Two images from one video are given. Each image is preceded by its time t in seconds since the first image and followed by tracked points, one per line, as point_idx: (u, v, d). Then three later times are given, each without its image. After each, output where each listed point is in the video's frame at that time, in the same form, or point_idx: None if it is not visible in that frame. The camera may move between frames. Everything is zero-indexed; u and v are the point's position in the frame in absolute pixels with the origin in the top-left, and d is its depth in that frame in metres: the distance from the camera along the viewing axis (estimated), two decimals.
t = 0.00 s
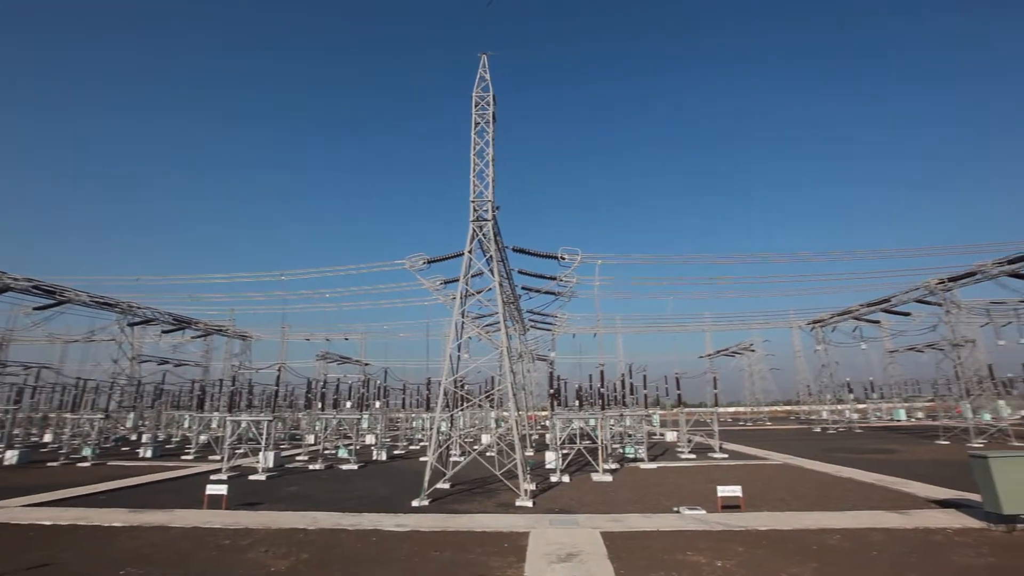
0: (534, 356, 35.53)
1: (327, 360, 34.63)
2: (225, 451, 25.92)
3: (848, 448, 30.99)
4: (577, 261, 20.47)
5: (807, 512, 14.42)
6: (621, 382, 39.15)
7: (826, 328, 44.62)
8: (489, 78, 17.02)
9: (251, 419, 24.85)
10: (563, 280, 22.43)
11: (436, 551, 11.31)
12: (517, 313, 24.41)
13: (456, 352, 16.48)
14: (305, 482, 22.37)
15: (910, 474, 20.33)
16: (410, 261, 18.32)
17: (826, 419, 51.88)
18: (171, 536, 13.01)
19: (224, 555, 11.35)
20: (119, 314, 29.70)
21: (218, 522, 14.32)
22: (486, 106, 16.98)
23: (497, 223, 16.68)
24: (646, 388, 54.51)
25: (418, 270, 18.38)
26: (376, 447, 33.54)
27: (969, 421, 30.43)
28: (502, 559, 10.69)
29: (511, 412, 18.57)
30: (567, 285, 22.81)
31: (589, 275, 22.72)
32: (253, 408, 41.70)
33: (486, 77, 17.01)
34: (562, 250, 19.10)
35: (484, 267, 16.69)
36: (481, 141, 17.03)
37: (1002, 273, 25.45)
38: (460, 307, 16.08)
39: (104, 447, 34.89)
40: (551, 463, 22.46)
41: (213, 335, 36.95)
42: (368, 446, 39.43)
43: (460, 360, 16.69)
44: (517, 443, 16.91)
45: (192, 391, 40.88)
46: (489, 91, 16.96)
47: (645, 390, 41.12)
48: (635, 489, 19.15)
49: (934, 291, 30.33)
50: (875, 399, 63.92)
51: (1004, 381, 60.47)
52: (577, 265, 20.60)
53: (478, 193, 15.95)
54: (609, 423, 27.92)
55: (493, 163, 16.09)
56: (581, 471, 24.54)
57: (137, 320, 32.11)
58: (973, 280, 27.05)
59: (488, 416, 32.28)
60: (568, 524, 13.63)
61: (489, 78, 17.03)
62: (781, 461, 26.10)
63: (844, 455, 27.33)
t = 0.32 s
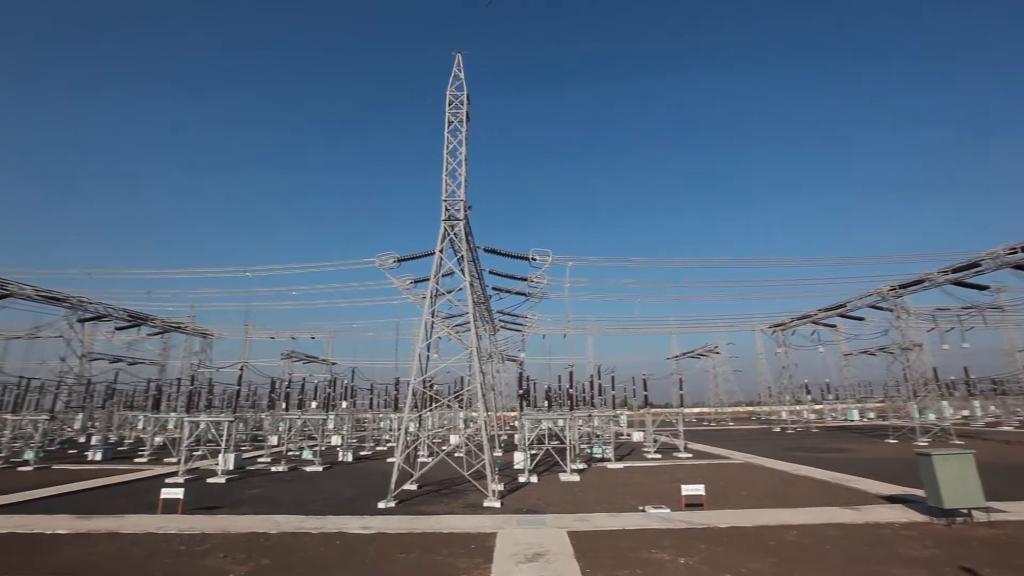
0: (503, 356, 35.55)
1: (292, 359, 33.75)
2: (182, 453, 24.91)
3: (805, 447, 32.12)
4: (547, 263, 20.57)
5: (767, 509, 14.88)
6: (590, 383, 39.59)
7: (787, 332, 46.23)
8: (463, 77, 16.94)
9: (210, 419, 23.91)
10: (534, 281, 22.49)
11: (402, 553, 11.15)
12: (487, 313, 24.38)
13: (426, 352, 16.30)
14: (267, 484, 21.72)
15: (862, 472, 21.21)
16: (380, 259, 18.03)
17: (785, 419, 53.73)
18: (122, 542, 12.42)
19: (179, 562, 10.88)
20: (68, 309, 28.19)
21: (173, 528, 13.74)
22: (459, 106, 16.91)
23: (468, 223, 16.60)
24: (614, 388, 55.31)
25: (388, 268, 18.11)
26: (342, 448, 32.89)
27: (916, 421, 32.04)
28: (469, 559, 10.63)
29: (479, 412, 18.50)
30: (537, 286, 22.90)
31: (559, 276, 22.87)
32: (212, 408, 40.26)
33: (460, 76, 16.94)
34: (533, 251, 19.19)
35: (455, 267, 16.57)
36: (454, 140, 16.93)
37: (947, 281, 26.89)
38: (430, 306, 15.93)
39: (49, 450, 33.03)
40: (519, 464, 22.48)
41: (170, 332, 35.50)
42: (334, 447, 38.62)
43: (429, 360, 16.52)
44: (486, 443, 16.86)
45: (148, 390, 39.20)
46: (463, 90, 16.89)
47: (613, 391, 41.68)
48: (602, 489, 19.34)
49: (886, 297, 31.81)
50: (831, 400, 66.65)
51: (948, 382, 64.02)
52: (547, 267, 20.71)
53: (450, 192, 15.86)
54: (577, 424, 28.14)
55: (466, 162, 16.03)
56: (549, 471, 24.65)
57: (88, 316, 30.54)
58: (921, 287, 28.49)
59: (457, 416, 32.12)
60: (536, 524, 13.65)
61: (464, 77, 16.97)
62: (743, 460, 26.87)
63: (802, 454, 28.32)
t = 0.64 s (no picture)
0: (474, 356, 35.38)
1: (257, 357, 32.78)
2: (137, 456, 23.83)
3: (767, 447, 33.14)
4: (520, 263, 20.60)
5: (729, 507, 15.29)
6: (560, 384, 39.84)
7: (751, 335, 47.64)
8: (438, 75, 16.81)
9: (168, 420, 22.97)
10: (506, 282, 22.49)
11: (368, 556, 10.97)
12: (459, 313, 24.26)
13: (396, 352, 16.07)
14: (228, 487, 21.03)
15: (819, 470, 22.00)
16: (350, 257, 17.72)
17: (748, 419, 55.32)
18: (70, 550, 11.80)
19: (133, 569, 10.41)
20: (13, 304, 26.62)
21: (126, 534, 13.12)
22: (433, 103, 16.76)
23: (441, 222, 16.47)
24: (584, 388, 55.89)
25: (358, 266, 17.80)
26: (308, 449, 32.16)
27: (869, 421, 33.44)
28: (437, 561, 10.54)
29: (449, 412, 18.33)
30: (509, 286, 22.90)
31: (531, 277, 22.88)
32: (170, 409, 38.73)
33: (435, 74, 16.80)
34: (506, 252, 19.19)
35: (427, 266, 16.41)
36: (428, 139, 16.77)
37: (899, 287, 28.21)
38: (401, 305, 15.74)
39: None
40: (489, 464, 22.45)
41: (126, 329, 33.97)
42: (299, 448, 37.73)
43: (398, 359, 16.32)
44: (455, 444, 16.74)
45: (100, 390, 37.44)
46: (438, 88, 16.75)
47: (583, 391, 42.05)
48: (571, 489, 19.48)
49: (844, 302, 33.14)
50: (791, 400, 69.05)
51: (899, 383, 67.20)
52: (520, 267, 20.73)
53: (424, 191, 15.70)
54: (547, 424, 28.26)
55: (439, 161, 15.91)
56: (518, 471, 24.69)
57: (35, 311, 28.89)
58: (876, 293, 29.80)
59: (427, 416, 31.86)
60: (505, 524, 13.64)
61: (439, 74, 16.83)
62: (708, 459, 27.55)
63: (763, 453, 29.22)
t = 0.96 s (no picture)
0: (443, 356, 35.08)
1: (216, 355, 31.61)
2: (85, 459, 22.60)
3: (728, 446, 34.12)
4: (490, 263, 20.55)
5: (692, 505, 15.63)
6: (529, 385, 39.95)
7: (715, 337, 48.90)
8: (412, 72, 16.61)
9: (119, 421, 21.88)
10: (476, 282, 22.39)
11: (331, 560, 10.72)
12: (428, 313, 24.01)
13: (363, 352, 15.76)
14: (184, 491, 20.19)
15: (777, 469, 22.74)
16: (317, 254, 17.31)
17: (712, 420, 56.79)
18: (7, 560, 11.08)
19: None
20: None
21: (70, 542, 12.40)
22: (406, 100, 16.54)
23: (412, 220, 16.26)
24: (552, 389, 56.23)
25: (325, 264, 17.41)
26: (269, 451, 31.23)
27: (825, 421, 34.79)
28: (401, 563, 10.40)
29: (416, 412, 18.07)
30: (479, 286, 22.82)
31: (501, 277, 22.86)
32: (121, 408, 36.93)
33: (408, 70, 16.58)
34: (476, 252, 19.14)
35: (397, 265, 16.18)
36: (400, 136, 16.54)
37: (854, 293, 29.48)
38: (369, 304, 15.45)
39: None
40: (456, 465, 22.30)
41: (74, 324, 32.22)
42: (260, 449, 36.59)
43: (366, 359, 16.02)
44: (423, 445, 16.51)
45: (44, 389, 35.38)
46: (412, 85, 16.54)
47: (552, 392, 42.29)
48: (538, 489, 19.56)
49: (803, 307, 34.42)
50: (752, 401, 71.21)
51: (852, 385, 70.19)
52: (490, 267, 20.70)
53: (395, 188, 15.49)
54: (515, 424, 28.27)
55: (411, 159, 15.71)
56: (485, 472, 24.62)
57: None
58: (833, 298, 31.05)
59: (394, 417, 31.42)
60: (472, 525, 13.57)
61: (412, 71, 16.63)
62: (672, 459, 28.13)
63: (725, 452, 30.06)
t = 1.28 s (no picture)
0: (411, 356, 34.64)
1: (173, 354, 30.34)
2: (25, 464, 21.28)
3: (692, 445, 34.96)
4: (461, 264, 20.47)
5: (656, 504, 15.91)
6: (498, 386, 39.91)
7: (681, 339, 49.99)
8: (384, 67, 16.36)
9: (64, 423, 20.71)
10: (446, 282, 22.22)
11: (292, 564, 10.43)
12: (396, 312, 23.71)
13: (329, 350, 15.38)
14: (134, 495, 19.26)
15: (738, 468, 23.39)
16: (282, 250, 16.85)
17: (676, 420, 58.00)
18: None
19: None
20: None
21: (8, 551, 11.65)
22: (378, 96, 16.27)
23: (381, 218, 16.00)
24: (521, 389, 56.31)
25: (291, 260, 16.96)
26: (229, 453, 30.20)
27: (783, 421, 35.99)
28: (365, 566, 10.21)
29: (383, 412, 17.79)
30: (449, 286, 22.66)
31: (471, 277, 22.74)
32: (68, 409, 35.04)
33: (381, 66, 16.32)
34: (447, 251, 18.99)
35: (365, 262, 15.89)
36: (371, 132, 16.26)
37: (812, 298, 30.66)
38: (336, 302, 15.11)
39: None
40: (423, 465, 22.07)
41: (16, 320, 30.36)
42: (219, 451, 35.31)
43: (332, 359, 15.66)
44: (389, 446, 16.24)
45: None
46: (384, 81, 16.29)
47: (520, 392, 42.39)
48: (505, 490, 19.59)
49: (764, 311, 35.57)
50: (715, 402, 73.15)
51: (809, 387, 72.88)
52: (461, 267, 20.60)
53: (365, 185, 15.22)
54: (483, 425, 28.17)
55: (382, 156, 15.47)
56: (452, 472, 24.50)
57: None
58: (792, 303, 32.21)
59: (361, 417, 30.89)
60: (438, 526, 13.46)
61: (384, 66, 16.38)
62: (637, 459, 28.61)
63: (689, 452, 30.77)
